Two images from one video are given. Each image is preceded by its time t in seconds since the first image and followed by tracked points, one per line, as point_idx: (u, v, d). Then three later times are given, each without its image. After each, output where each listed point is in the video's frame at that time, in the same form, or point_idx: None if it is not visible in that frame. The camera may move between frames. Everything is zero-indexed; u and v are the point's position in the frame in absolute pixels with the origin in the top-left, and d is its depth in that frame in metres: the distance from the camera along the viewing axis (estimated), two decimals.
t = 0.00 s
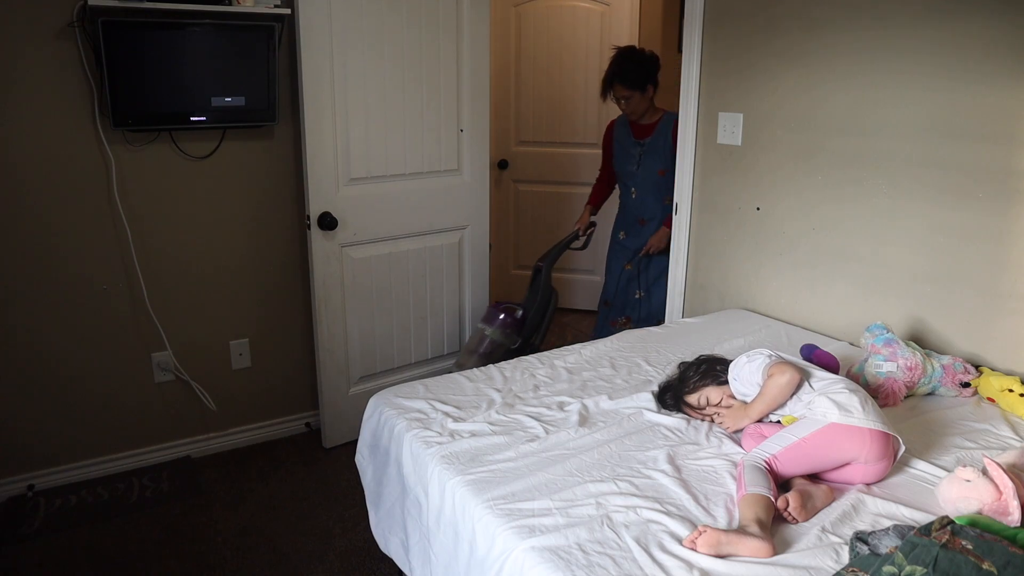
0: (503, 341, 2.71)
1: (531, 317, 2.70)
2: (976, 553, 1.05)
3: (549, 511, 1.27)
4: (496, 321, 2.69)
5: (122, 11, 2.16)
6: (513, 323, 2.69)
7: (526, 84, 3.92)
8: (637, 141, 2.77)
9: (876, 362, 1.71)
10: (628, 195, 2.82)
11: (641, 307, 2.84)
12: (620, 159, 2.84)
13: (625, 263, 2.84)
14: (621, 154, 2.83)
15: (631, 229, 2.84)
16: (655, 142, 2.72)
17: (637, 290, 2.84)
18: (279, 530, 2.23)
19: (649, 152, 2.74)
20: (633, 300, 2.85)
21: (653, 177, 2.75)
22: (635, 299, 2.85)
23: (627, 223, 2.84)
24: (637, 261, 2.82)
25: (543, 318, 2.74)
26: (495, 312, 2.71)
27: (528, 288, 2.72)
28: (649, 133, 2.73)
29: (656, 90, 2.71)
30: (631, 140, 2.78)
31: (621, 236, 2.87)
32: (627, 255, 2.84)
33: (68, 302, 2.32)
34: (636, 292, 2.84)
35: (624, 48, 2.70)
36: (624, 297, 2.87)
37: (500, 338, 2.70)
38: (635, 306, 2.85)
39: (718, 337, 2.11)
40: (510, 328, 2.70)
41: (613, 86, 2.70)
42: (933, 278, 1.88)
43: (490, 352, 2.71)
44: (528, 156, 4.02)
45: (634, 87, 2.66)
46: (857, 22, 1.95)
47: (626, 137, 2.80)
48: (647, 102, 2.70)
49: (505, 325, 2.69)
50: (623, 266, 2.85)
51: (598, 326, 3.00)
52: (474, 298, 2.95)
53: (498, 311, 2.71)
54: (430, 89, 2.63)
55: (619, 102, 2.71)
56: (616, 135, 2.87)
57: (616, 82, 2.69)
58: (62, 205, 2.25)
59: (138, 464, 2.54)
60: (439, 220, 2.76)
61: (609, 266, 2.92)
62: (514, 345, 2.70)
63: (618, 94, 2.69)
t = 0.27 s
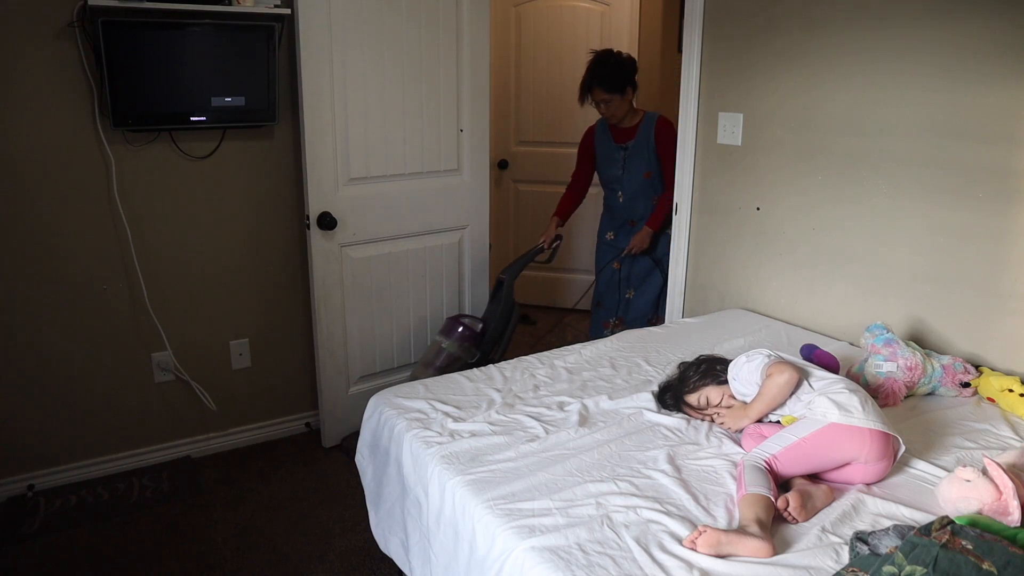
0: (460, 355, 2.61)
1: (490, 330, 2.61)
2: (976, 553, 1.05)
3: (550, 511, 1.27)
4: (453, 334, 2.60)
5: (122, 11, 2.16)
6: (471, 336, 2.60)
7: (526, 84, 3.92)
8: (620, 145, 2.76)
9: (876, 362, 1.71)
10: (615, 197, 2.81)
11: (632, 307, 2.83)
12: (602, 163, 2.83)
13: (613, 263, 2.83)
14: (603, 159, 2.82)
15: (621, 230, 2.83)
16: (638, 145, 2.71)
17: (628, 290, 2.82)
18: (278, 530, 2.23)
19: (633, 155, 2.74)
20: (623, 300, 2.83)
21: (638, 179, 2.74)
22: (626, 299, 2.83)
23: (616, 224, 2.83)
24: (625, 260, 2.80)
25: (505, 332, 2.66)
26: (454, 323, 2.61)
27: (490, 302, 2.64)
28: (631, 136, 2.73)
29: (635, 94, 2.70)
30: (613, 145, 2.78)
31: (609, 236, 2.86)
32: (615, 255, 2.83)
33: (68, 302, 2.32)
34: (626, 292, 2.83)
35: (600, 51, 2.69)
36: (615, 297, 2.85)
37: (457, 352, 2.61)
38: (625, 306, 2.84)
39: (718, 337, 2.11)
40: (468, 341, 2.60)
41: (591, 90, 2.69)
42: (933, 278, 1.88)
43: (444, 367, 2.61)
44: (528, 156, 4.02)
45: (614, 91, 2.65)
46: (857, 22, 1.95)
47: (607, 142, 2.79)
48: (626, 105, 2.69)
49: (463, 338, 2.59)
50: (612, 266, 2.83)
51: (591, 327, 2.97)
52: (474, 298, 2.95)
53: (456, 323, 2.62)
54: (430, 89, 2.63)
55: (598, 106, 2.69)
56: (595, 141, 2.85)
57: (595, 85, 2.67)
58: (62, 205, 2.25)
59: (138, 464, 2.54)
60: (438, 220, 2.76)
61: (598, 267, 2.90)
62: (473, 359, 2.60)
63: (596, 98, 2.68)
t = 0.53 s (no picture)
0: (445, 360, 2.57)
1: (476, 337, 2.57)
2: (976, 553, 1.05)
3: (549, 511, 1.27)
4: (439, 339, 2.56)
5: (122, 11, 2.16)
6: (457, 342, 2.57)
7: (526, 83, 3.93)
8: (615, 145, 2.77)
9: (876, 362, 1.71)
10: (612, 197, 2.81)
11: (631, 305, 2.83)
12: (597, 164, 2.84)
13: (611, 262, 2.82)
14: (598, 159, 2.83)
15: (618, 229, 2.83)
16: (633, 143, 2.72)
17: (625, 289, 2.82)
18: (278, 530, 2.23)
19: (628, 154, 2.75)
20: (622, 299, 2.83)
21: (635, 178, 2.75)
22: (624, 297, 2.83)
23: (613, 224, 2.83)
24: (622, 259, 2.80)
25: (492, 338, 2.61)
26: (439, 329, 2.58)
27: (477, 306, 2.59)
28: (626, 135, 2.74)
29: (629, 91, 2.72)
30: (608, 145, 2.78)
31: (607, 236, 2.85)
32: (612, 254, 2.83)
33: (68, 302, 2.32)
34: (625, 291, 2.83)
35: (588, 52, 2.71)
36: (613, 296, 2.85)
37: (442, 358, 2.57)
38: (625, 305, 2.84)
39: (718, 337, 2.11)
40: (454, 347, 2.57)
41: (591, 86, 2.68)
42: (933, 278, 1.88)
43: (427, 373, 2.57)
44: (528, 156, 4.02)
45: (615, 88, 2.66)
46: (857, 23, 1.95)
47: (602, 142, 2.80)
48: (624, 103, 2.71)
49: (449, 344, 2.56)
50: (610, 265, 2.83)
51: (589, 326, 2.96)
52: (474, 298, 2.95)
53: (443, 329, 2.58)
54: (430, 89, 2.63)
55: (598, 103, 2.69)
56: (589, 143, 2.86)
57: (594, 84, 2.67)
58: (63, 205, 2.25)
59: (138, 464, 2.54)
60: (438, 220, 2.76)
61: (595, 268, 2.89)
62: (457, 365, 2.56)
63: (598, 96, 2.67)
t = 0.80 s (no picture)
0: (481, 347, 2.66)
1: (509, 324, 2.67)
2: (976, 553, 1.05)
3: (549, 511, 1.27)
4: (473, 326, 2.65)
5: (122, 11, 2.16)
6: (491, 329, 2.65)
7: (526, 83, 3.93)
8: (624, 141, 2.77)
9: (876, 362, 1.71)
10: (619, 193, 2.82)
11: (636, 305, 2.84)
12: (608, 160, 2.85)
13: (617, 262, 2.84)
14: (609, 155, 2.84)
15: (625, 228, 2.83)
16: (642, 139, 2.72)
17: (631, 289, 2.83)
18: (278, 531, 2.23)
19: (637, 151, 2.75)
20: (627, 299, 2.84)
21: (642, 174, 2.75)
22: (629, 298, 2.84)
23: (620, 223, 2.83)
24: (628, 259, 2.81)
25: (522, 325, 2.71)
26: (474, 316, 2.67)
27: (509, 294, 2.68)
28: (635, 132, 2.75)
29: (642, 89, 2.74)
30: (618, 141, 2.79)
31: (614, 235, 2.86)
32: (619, 254, 2.84)
33: (68, 302, 2.32)
34: (630, 291, 2.83)
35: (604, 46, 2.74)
36: (618, 296, 2.86)
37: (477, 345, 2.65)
38: (631, 305, 2.85)
39: (718, 337, 2.11)
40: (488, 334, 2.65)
41: (606, 80, 2.69)
42: (933, 278, 1.88)
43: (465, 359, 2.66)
44: (528, 156, 4.02)
45: (628, 82, 2.68)
46: (857, 23, 1.95)
47: (613, 137, 2.80)
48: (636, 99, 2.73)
49: (484, 331, 2.64)
50: (616, 265, 2.84)
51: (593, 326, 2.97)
52: (474, 298, 2.95)
53: (476, 316, 2.67)
54: (430, 89, 2.63)
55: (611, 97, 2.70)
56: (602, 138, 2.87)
57: (609, 77, 2.69)
58: (62, 205, 2.25)
59: (138, 464, 2.54)
60: (438, 220, 2.76)
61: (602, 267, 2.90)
62: (492, 352, 2.65)
63: (610, 89, 2.69)
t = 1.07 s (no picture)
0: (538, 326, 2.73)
1: (563, 303, 2.74)
2: (976, 553, 1.05)
3: (549, 511, 1.27)
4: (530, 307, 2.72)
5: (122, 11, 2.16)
6: (547, 308, 2.73)
7: (526, 83, 3.93)
8: (639, 138, 2.79)
9: (876, 362, 1.71)
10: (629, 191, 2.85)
11: (643, 306, 2.86)
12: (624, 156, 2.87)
13: (625, 262, 2.87)
14: (625, 151, 2.86)
15: (630, 227, 2.85)
16: (655, 139, 2.73)
17: (638, 290, 2.85)
18: (278, 531, 2.23)
19: (649, 149, 2.76)
20: (633, 300, 2.87)
21: (650, 173, 2.76)
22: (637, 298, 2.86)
23: (627, 222, 2.86)
24: (635, 261, 2.84)
25: (576, 301, 2.76)
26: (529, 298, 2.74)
27: (558, 274, 2.75)
28: (651, 130, 2.75)
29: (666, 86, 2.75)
30: (634, 137, 2.80)
31: (622, 234, 2.87)
32: (627, 254, 2.86)
33: (68, 302, 2.32)
34: (637, 292, 2.86)
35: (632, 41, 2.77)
36: (625, 297, 2.89)
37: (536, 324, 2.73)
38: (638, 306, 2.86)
39: (718, 337, 2.11)
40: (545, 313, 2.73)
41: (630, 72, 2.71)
42: (933, 278, 1.88)
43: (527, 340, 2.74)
44: (528, 156, 4.02)
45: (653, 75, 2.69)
46: (857, 23, 1.95)
47: (630, 133, 2.83)
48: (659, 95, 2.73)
49: (540, 311, 2.72)
50: (624, 265, 2.87)
51: (602, 325, 3.00)
52: (474, 298, 2.95)
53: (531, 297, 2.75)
54: (431, 88, 2.63)
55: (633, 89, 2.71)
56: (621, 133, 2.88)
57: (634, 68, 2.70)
58: (62, 205, 2.25)
59: (138, 464, 2.54)
60: (439, 220, 2.76)
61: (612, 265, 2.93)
62: (551, 329, 2.73)
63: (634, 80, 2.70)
